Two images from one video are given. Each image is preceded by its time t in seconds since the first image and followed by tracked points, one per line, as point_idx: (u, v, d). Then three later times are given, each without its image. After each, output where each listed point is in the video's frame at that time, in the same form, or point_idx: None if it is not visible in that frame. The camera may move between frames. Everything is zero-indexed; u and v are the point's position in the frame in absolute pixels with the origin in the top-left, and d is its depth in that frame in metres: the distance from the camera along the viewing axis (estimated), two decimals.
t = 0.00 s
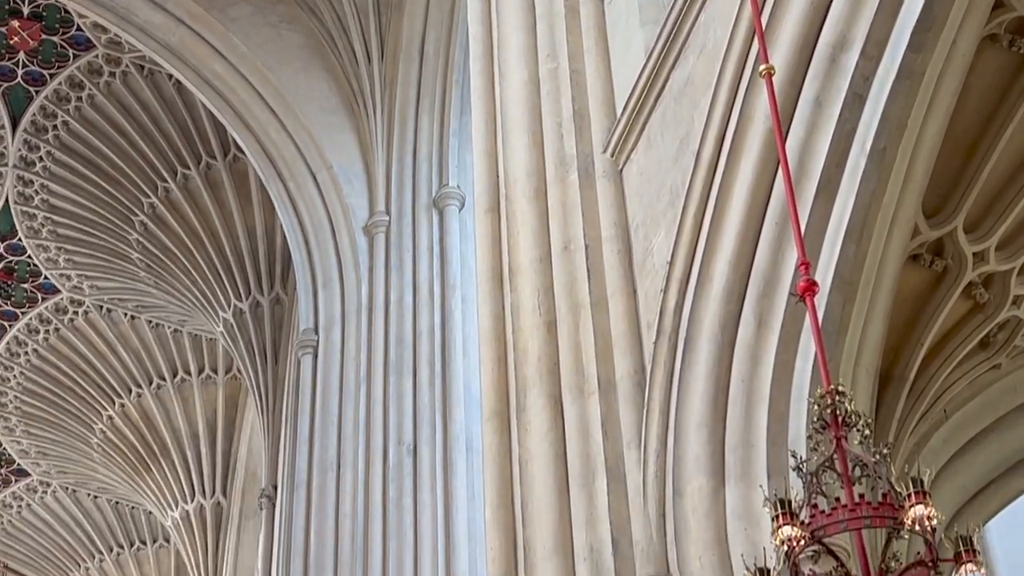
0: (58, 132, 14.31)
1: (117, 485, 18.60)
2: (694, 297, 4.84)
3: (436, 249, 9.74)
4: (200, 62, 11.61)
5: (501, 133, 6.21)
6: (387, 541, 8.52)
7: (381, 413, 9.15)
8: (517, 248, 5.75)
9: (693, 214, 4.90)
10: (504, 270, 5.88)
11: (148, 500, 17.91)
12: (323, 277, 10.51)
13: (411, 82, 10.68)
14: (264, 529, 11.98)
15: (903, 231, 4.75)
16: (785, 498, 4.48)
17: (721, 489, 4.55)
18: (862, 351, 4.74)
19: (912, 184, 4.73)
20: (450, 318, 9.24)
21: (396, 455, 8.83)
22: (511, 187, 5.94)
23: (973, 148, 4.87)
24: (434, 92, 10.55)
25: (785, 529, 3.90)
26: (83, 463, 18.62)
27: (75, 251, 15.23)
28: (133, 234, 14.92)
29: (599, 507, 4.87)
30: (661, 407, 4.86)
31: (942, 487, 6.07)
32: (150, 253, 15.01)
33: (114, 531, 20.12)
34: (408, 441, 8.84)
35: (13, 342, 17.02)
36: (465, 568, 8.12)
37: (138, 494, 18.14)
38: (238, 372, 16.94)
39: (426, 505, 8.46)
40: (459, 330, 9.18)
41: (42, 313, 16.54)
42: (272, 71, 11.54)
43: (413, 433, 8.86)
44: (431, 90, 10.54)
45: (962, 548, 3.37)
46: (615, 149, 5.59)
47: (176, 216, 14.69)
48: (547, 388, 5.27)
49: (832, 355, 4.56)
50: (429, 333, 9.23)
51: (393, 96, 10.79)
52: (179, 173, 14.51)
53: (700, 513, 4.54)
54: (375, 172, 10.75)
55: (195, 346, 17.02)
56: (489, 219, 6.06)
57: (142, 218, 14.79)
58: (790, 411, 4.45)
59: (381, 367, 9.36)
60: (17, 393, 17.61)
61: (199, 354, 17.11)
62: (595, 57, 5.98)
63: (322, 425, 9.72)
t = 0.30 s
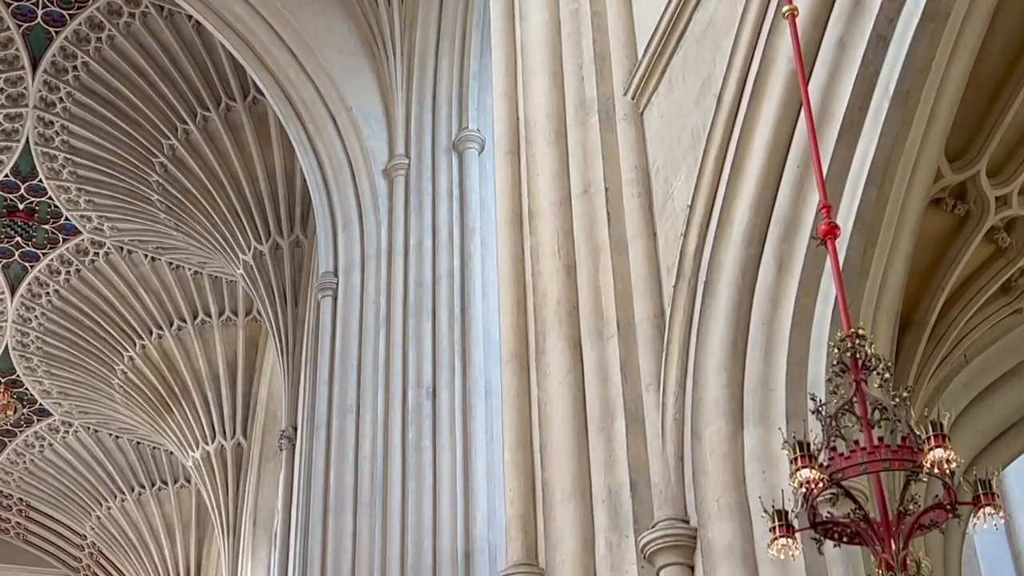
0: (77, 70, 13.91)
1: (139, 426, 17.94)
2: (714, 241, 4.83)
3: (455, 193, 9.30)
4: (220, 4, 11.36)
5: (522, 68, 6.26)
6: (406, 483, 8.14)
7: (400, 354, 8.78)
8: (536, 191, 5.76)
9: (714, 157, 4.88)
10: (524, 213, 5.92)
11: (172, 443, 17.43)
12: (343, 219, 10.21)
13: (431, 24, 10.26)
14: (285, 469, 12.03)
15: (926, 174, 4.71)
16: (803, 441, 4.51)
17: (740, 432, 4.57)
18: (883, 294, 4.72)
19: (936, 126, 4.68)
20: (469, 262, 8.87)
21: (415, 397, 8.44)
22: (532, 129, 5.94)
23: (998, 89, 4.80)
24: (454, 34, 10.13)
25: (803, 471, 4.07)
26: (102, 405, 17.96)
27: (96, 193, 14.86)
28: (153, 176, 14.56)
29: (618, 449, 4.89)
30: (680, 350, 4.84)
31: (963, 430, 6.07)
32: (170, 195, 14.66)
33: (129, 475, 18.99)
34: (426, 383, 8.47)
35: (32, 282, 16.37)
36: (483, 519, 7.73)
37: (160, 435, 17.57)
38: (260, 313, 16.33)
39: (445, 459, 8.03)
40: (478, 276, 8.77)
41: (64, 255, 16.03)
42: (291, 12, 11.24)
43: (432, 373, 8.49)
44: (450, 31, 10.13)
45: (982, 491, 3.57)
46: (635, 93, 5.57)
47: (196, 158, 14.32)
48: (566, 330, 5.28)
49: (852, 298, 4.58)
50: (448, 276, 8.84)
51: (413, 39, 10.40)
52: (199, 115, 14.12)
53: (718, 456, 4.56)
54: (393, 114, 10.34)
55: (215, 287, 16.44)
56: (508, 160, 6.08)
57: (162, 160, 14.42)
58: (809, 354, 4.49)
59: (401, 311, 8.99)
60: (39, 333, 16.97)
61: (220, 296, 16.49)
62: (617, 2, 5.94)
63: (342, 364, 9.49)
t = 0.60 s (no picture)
0: (98, 23, 13.70)
1: (161, 378, 17.65)
2: (737, 195, 4.83)
3: (476, 146, 8.98)
4: None
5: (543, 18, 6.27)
6: (427, 436, 7.91)
7: (422, 310, 8.55)
8: (558, 145, 5.75)
9: (737, 110, 4.87)
10: (545, 165, 5.93)
11: (195, 394, 17.13)
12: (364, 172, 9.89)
13: None
14: (305, 421, 12.02)
15: (952, 129, 4.67)
16: (824, 394, 4.55)
17: (761, 386, 4.60)
18: (906, 249, 4.71)
19: (961, 79, 4.64)
20: (490, 217, 8.57)
21: (436, 353, 8.20)
22: (554, 83, 5.93)
23: None
24: None
25: (824, 426, 4.08)
26: (125, 358, 17.72)
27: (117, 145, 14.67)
28: (174, 129, 14.31)
29: (638, 404, 4.89)
30: (702, 304, 4.84)
31: (986, 382, 6.15)
32: (192, 147, 14.41)
33: (152, 426, 18.83)
34: (447, 337, 8.22)
35: (54, 235, 16.14)
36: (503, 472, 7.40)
37: (183, 387, 17.31)
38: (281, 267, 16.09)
39: (466, 421, 7.73)
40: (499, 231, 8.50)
41: (85, 207, 15.80)
42: None
43: (453, 327, 8.26)
44: None
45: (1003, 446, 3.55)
46: (658, 46, 5.55)
47: (218, 111, 13.99)
48: (587, 285, 5.27)
49: (875, 253, 4.59)
50: (469, 232, 8.55)
51: None
52: (220, 68, 13.78)
53: (739, 410, 4.57)
54: (415, 66, 10.05)
55: (236, 239, 16.13)
56: (529, 113, 6.09)
57: (183, 113, 14.17)
58: (831, 308, 4.53)
59: (422, 267, 8.74)
60: (62, 286, 16.81)
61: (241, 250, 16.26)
62: None
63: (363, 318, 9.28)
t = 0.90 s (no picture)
0: None
1: (179, 338, 17.56)
2: (755, 156, 4.81)
3: (493, 107, 8.42)
4: None
5: None
6: (443, 397, 7.46)
7: (437, 272, 8.10)
8: (575, 107, 5.75)
9: (755, 72, 4.85)
10: (562, 127, 5.92)
11: (211, 352, 16.91)
12: (379, 133, 9.34)
13: None
14: (322, 383, 11.95)
15: (974, 89, 4.66)
16: (841, 356, 4.54)
17: (778, 348, 4.60)
18: (926, 210, 4.69)
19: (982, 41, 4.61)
20: (507, 175, 8.04)
21: (452, 314, 7.72)
22: (572, 46, 5.94)
23: None
24: None
25: (841, 387, 4.06)
26: (142, 319, 17.71)
27: (134, 106, 14.61)
28: (191, 90, 14.13)
29: (655, 365, 4.88)
30: (719, 265, 4.82)
31: (1004, 345, 6.05)
32: (209, 109, 14.19)
33: (170, 384, 18.67)
34: (464, 299, 7.73)
35: (70, 197, 16.13)
36: (520, 433, 6.99)
37: (199, 346, 17.14)
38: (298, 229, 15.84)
39: (482, 386, 7.25)
40: (516, 191, 7.93)
41: (102, 167, 15.78)
42: None
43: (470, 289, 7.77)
44: None
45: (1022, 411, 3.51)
46: (677, 6, 5.52)
47: (234, 72, 13.71)
48: (603, 246, 5.26)
49: (894, 214, 4.58)
50: (486, 191, 8.02)
51: None
52: (237, 28, 13.57)
53: (755, 372, 4.57)
54: (433, 30, 9.42)
55: (253, 199, 15.93)
56: (547, 75, 6.10)
57: (200, 74, 13.96)
58: (849, 271, 4.53)
59: (438, 227, 8.25)
60: (79, 247, 16.76)
61: (258, 210, 15.99)
62: None
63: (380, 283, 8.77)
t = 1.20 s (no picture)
0: None
1: (192, 307, 17.66)
2: (769, 125, 4.80)
3: (506, 77, 8.36)
4: None
5: None
6: (455, 367, 7.41)
7: (449, 240, 8.05)
8: (588, 77, 5.74)
9: (769, 42, 4.83)
10: (574, 97, 5.90)
11: (222, 322, 17.11)
12: (391, 102, 9.23)
13: None
14: (334, 352, 11.97)
15: (988, 57, 4.65)
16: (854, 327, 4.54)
17: (790, 318, 4.59)
18: (940, 180, 4.69)
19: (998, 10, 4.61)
20: (519, 145, 7.98)
21: (463, 283, 7.69)
22: (584, 16, 5.93)
23: None
24: None
25: (854, 358, 4.05)
26: (154, 288, 17.76)
27: (146, 75, 14.60)
28: (204, 58, 14.11)
29: (667, 336, 4.88)
30: (732, 234, 4.81)
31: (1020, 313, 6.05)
32: (221, 78, 14.18)
33: (181, 352, 18.72)
34: (476, 268, 7.70)
35: (82, 167, 16.17)
36: (531, 405, 6.91)
37: (212, 316, 17.29)
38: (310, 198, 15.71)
39: (493, 354, 7.19)
40: (528, 162, 7.86)
41: (114, 136, 15.78)
42: None
43: (481, 259, 7.73)
44: None
45: None
46: None
47: (245, 39, 13.62)
48: (616, 217, 5.25)
49: (908, 184, 4.56)
50: (498, 161, 7.98)
51: None
52: None
53: (767, 342, 4.57)
54: None
55: (264, 168, 15.75)
56: (560, 44, 6.09)
57: (212, 42, 13.86)
58: (862, 242, 4.53)
59: (450, 196, 8.23)
60: (91, 215, 16.80)
61: (269, 180, 15.86)
62: None
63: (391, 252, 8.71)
